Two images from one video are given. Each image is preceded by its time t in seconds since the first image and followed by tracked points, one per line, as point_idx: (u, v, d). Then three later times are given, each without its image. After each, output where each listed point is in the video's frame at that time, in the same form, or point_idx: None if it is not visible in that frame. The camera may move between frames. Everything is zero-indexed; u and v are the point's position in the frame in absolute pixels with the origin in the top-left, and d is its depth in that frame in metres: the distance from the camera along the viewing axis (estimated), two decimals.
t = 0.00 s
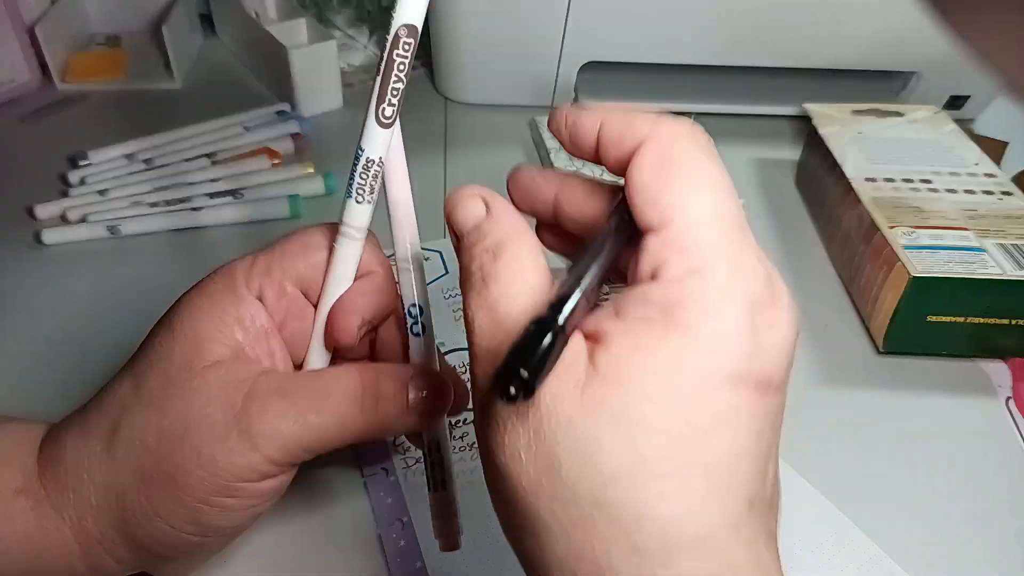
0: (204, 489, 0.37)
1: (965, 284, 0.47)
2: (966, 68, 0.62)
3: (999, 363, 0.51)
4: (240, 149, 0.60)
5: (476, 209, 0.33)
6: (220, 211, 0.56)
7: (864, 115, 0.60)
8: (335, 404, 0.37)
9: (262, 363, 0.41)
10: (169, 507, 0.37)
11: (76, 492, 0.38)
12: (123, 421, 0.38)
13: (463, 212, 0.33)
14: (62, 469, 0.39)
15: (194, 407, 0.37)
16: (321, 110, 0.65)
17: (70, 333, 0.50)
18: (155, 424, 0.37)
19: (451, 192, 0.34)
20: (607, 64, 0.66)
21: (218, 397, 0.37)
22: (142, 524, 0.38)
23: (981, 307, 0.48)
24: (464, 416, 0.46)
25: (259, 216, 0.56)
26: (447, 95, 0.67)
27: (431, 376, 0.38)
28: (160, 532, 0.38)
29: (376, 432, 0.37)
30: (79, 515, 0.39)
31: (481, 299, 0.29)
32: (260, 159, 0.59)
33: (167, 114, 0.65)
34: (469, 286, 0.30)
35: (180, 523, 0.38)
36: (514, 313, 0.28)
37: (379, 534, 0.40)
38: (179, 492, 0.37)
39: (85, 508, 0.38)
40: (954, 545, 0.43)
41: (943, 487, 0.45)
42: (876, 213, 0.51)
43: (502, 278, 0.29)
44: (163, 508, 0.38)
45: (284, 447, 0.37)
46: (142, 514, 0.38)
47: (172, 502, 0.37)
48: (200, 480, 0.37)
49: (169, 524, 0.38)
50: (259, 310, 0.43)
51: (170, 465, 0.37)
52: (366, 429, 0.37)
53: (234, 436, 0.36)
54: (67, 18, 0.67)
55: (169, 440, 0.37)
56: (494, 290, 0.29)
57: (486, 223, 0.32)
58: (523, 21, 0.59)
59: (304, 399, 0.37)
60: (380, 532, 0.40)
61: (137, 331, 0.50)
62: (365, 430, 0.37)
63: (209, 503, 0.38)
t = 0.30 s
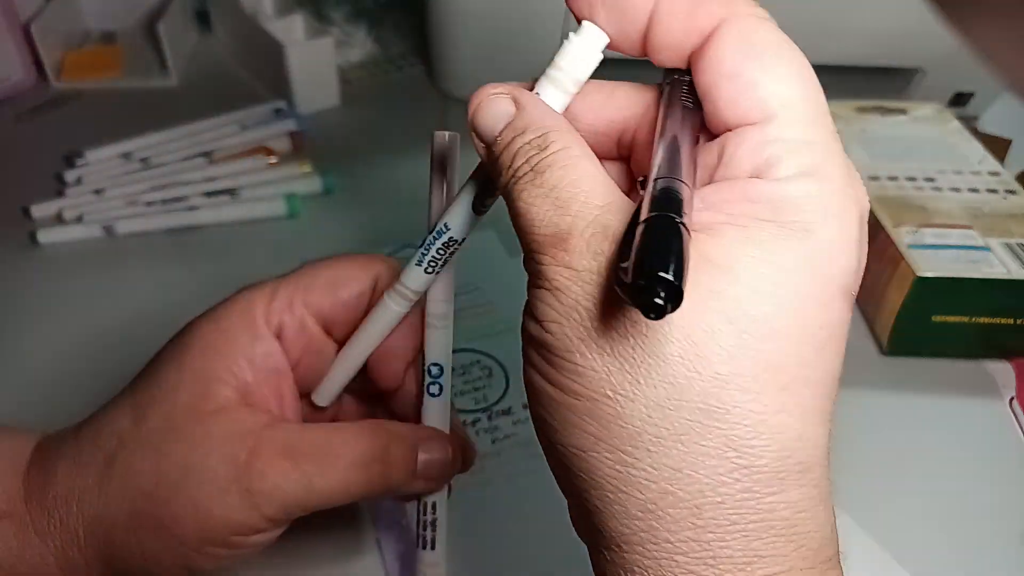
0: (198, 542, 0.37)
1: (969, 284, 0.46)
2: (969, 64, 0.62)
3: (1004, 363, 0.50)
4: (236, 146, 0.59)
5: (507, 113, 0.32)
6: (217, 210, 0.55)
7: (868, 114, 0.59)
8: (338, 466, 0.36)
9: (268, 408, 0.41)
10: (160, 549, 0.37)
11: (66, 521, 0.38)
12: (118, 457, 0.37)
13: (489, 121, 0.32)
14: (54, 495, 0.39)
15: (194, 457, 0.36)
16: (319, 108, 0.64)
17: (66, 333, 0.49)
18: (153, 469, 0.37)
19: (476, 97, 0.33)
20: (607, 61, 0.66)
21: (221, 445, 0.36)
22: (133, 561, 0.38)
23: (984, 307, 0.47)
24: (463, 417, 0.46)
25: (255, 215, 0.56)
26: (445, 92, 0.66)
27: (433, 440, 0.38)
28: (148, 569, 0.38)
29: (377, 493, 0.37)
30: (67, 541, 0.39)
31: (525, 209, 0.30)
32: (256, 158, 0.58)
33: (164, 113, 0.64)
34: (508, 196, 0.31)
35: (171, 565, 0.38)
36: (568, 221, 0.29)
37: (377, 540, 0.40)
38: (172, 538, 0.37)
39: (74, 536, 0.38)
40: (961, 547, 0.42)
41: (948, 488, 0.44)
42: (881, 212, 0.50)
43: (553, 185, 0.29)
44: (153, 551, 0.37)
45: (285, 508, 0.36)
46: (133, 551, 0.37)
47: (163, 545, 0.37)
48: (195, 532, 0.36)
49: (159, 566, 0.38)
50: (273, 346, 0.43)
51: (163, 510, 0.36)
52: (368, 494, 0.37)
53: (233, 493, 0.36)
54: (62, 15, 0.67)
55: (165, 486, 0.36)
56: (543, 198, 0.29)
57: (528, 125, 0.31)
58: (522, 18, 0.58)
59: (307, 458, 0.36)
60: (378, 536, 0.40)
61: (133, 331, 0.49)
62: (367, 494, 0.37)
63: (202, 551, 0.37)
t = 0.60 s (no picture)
0: (202, 412, 0.38)
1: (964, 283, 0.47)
2: (966, 66, 0.62)
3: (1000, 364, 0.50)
4: (239, 147, 0.59)
5: (747, 134, 0.35)
6: (221, 211, 0.56)
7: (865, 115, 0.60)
8: (327, 318, 0.39)
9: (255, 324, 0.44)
10: (167, 434, 0.38)
11: (69, 438, 0.38)
12: (122, 356, 0.39)
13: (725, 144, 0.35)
14: (58, 414, 0.38)
15: (191, 329, 0.38)
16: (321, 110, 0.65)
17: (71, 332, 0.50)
18: (155, 352, 0.38)
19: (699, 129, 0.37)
20: (607, 63, 0.66)
21: (215, 317, 0.39)
22: (139, 460, 0.38)
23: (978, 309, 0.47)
24: (463, 416, 0.46)
25: (260, 216, 0.56)
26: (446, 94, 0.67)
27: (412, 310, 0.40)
28: (154, 465, 0.38)
29: (366, 356, 0.39)
30: (68, 465, 0.38)
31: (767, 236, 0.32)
32: (260, 158, 0.58)
33: (167, 114, 0.65)
34: (741, 221, 0.34)
35: (179, 452, 0.38)
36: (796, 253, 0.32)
37: (379, 536, 0.40)
38: (176, 415, 0.37)
39: (77, 450, 0.38)
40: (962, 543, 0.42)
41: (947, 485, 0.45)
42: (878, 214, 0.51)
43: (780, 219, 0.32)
44: (159, 440, 0.38)
45: (280, 360, 0.38)
46: (138, 446, 0.38)
47: (167, 424, 0.37)
48: (197, 400, 0.37)
49: (167, 461, 0.38)
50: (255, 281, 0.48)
51: (166, 384, 0.37)
52: (358, 356, 0.39)
53: (229, 348, 0.37)
54: (65, 17, 0.67)
55: (168, 359, 0.37)
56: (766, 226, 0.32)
57: (792, 161, 0.34)
58: (523, 21, 0.59)
59: (295, 320, 0.38)
60: (379, 533, 0.40)
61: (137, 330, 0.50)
62: (356, 354, 0.39)
63: (206, 427, 0.38)
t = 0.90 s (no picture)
0: (201, 398, 0.37)
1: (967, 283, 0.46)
2: (965, 68, 0.62)
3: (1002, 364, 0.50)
4: (240, 148, 0.60)
5: (789, 175, 0.36)
6: (221, 211, 0.56)
7: (864, 116, 0.60)
8: (298, 274, 0.38)
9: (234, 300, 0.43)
10: (171, 429, 0.37)
11: (63, 448, 0.36)
12: (107, 358, 0.37)
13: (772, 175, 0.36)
14: (49, 424, 0.37)
15: (175, 320, 0.37)
16: (321, 110, 0.65)
17: (70, 331, 0.49)
18: (145, 351, 0.37)
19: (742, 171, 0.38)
20: (605, 65, 0.66)
21: (196, 307, 0.38)
22: (145, 461, 0.37)
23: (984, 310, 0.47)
24: (463, 416, 0.46)
25: (259, 216, 0.57)
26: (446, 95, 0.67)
27: (363, 233, 0.40)
28: (160, 463, 0.38)
29: (343, 295, 0.39)
30: (71, 478, 0.37)
31: (815, 271, 0.32)
32: (260, 159, 0.59)
33: (167, 115, 0.65)
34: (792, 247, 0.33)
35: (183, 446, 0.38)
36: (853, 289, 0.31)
37: (379, 535, 0.40)
38: (179, 410, 0.37)
39: (76, 459, 0.36)
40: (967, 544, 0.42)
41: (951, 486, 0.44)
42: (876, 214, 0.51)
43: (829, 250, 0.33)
44: (163, 435, 0.37)
45: (268, 326, 0.37)
46: (143, 446, 0.37)
47: (172, 420, 0.37)
48: (196, 388, 0.37)
49: (172, 457, 0.38)
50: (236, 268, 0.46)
51: (165, 380, 0.36)
52: (336, 297, 0.39)
53: (220, 331, 0.37)
54: (65, 19, 0.67)
55: (159, 353, 0.37)
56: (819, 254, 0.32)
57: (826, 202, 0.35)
58: (523, 22, 0.59)
59: (270, 289, 0.38)
60: (379, 532, 0.40)
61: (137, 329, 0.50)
62: (334, 297, 0.38)
63: (208, 414, 0.38)
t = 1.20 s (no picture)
0: (191, 412, 0.37)
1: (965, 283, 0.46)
2: (966, 68, 0.62)
3: (1002, 364, 0.50)
4: (239, 148, 0.60)
5: (729, 206, 0.36)
6: (221, 211, 0.56)
7: (864, 115, 0.60)
8: (299, 291, 0.38)
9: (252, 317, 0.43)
10: (158, 441, 0.37)
11: (59, 453, 0.37)
12: (106, 363, 0.38)
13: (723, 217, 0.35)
14: (45, 426, 0.37)
15: (167, 332, 0.37)
16: (321, 111, 0.65)
17: (70, 332, 0.49)
18: (139, 361, 0.37)
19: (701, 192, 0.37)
20: (605, 65, 0.66)
21: (187, 317, 0.37)
22: (134, 471, 0.37)
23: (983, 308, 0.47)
24: (464, 416, 0.46)
25: (259, 216, 0.56)
26: (446, 95, 0.67)
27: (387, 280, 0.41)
28: (149, 478, 0.38)
29: (335, 320, 0.39)
30: (63, 483, 0.37)
31: (755, 302, 0.32)
32: (260, 160, 0.59)
33: (167, 115, 0.65)
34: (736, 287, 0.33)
35: (171, 460, 0.38)
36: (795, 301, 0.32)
37: (379, 535, 0.40)
38: (167, 424, 0.37)
39: (67, 469, 0.37)
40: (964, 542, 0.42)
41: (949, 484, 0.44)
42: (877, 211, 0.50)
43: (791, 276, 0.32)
44: (149, 448, 0.37)
45: (258, 348, 0.37)
46: (130, 456, 0.37)
47: (160, 434, 0.37)
48: (185, 402, 0.37)
49: (161, 470, 0.38)
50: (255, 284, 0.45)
51: (153, 391, 0.36)
52: (330, 321, 0.38)
53: (212, 345, 0.37)
54: (66, 19, 0.67)
55: (150, 363, 0.36)
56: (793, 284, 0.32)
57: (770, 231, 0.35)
58: (523, 22, 0.59)
59: (269, 305, 0.37)
60: (380, 532, 0.40)
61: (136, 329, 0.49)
62: (326, 321, 0.38)
63: (196, 427, 0.37)
